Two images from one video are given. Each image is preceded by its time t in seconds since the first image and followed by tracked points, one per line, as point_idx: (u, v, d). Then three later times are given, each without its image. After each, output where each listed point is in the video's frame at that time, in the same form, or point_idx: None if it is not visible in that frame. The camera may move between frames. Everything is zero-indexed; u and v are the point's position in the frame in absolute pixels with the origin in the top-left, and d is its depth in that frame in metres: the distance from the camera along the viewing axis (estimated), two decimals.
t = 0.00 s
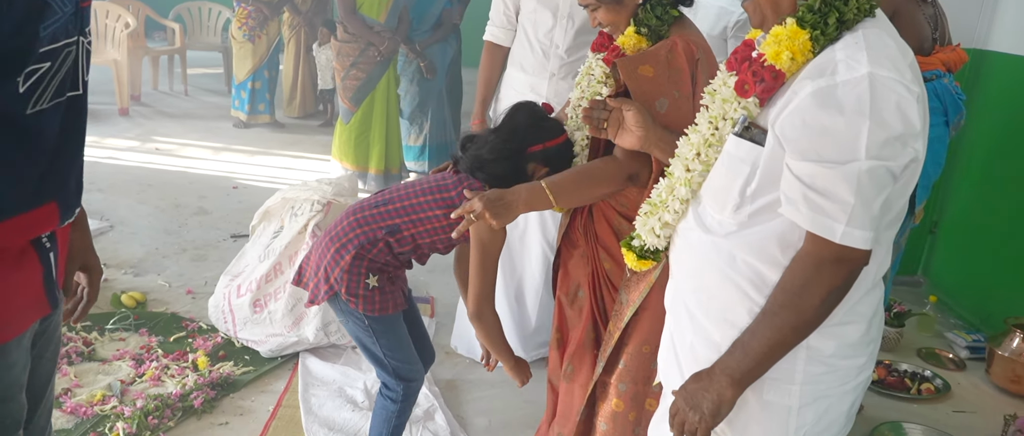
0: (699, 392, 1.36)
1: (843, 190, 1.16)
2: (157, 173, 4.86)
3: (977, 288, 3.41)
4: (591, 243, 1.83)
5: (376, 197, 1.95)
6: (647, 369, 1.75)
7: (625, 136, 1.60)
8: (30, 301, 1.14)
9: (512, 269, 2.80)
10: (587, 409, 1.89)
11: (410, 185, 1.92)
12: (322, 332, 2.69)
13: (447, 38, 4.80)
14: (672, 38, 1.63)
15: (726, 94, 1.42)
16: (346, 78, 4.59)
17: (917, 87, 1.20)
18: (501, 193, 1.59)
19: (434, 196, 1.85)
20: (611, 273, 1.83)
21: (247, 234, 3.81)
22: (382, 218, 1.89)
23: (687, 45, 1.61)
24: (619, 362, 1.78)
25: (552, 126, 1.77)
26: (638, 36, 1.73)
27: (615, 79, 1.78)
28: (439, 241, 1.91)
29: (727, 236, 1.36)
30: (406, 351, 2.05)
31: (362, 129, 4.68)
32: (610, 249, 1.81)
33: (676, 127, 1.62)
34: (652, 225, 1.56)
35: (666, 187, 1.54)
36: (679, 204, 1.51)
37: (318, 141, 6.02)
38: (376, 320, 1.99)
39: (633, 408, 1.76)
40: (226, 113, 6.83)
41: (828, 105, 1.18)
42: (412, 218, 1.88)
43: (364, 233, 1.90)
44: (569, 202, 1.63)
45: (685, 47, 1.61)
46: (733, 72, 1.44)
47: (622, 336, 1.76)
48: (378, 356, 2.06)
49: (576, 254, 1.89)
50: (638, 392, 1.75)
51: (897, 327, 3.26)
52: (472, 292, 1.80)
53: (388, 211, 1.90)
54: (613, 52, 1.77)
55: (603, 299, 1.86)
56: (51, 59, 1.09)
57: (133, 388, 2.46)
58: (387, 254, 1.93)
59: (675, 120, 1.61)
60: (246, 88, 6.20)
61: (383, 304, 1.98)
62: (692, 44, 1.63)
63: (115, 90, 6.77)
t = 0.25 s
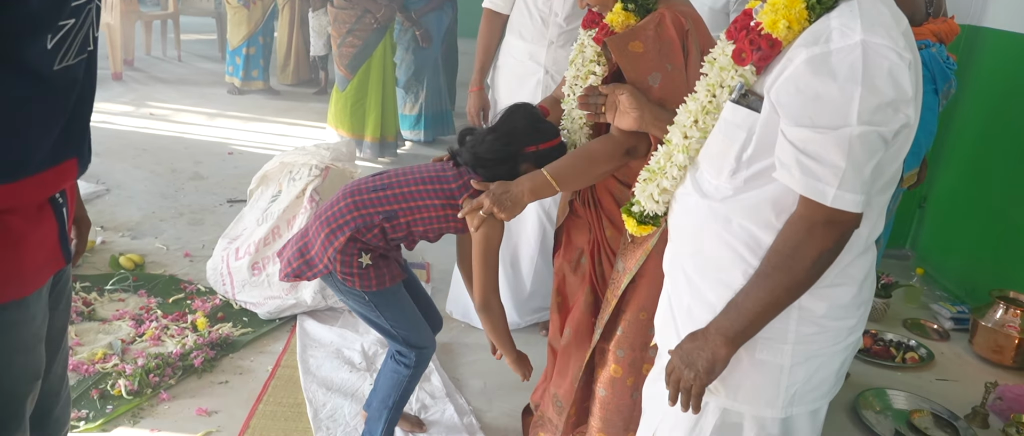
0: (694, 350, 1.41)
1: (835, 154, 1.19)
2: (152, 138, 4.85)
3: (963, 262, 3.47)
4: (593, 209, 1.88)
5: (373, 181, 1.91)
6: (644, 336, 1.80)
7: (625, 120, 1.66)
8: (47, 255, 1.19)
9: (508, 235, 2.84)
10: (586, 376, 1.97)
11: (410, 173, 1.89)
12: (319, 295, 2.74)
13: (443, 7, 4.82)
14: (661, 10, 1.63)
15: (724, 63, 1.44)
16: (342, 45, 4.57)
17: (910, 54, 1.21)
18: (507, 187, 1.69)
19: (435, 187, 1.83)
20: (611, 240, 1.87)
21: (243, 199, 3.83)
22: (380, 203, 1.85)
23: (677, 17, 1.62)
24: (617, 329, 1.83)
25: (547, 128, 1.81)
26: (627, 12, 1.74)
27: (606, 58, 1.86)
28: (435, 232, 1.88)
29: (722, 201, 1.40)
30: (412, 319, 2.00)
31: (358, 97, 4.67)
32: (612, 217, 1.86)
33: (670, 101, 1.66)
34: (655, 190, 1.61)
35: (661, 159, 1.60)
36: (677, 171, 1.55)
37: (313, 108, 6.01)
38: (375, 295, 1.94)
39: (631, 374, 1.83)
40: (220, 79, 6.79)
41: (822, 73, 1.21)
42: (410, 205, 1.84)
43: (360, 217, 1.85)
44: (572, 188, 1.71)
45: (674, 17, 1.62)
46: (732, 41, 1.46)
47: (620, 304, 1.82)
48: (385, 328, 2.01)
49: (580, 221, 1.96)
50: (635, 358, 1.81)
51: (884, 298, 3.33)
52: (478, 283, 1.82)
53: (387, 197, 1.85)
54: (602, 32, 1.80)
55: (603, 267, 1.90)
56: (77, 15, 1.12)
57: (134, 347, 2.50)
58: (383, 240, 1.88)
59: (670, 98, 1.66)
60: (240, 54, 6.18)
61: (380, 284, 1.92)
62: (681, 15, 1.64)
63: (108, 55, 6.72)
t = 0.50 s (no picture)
0: (693, 313, 1.42)
1: (831, 120, 1.20)
2: (154, 102, 4.86)
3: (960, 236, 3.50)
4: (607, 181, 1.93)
5: (369, 177, 1.94)
6: (646, 313, 1.84)
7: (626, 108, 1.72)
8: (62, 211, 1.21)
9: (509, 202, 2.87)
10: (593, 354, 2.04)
11: (404, 166, 1.92)
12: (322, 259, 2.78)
13: None
14: None
15: (724, 31, 1.46)
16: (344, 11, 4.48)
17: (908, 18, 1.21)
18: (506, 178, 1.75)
19: (430, 179, 1.87)
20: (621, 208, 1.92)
21: (246, 164, 3.85)
22: (378, 199, 1.88)
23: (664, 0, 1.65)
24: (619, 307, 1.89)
25: (541, 123, 1.84)
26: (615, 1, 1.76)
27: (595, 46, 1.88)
28: (434, 222, 1.92)
29: (724, 167, 1.42)
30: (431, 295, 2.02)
31: (360, 64, 4.66)
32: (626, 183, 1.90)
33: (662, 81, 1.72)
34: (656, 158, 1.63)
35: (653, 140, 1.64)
36: (679, 138, 1.57)
37: (314, 75, 6.00)
38: (386, 279, 1.97)
39: (635, 350, 1.88)
40: (221, 45, 6.77)
41: (819, 40, 1.21)
42: (407, 200, 1.88)
43: (359, 213, 1.88)
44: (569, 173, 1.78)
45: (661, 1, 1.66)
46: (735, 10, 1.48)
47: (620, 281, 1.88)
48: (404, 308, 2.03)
49: (591, 189, 2.00)
50: (640, 336, 1.86)
51: (879, 270, 3.36)
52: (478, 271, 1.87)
53: (383, 193, 1.89)
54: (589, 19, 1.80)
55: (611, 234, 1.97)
56: None
57: (140, 307, 2.54)
58: (383, 233, 1.92)
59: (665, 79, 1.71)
60: (242, 21, 6.09)
61: (389, 271, 1.96)
62: None
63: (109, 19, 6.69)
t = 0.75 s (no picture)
0: (683, 297, 1.45)
1: (822, 109, 1.22)
2: (150, 88, 4.85)
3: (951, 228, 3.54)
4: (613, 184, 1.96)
5: (360, 196, 1.98)
6: (639, 316, 1.91)
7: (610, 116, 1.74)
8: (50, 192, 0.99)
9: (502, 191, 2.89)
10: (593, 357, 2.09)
11: (394, 185, 1.95)
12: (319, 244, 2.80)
13: None
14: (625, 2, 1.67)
15: (718, 24, 1.47)
16: None
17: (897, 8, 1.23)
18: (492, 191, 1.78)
19: (419, 196, 1.91)
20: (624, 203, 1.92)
21: (242, 151, 3.85)
22: (369, 218, 1.92)
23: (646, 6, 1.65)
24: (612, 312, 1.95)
25: (529, 144, 1.89)
26: (596, 9, 1.75)
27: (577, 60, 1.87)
28: (425, 239, 1.96)
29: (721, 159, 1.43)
30: (432, 302, 2.05)
31: (357, 52, 4.66)
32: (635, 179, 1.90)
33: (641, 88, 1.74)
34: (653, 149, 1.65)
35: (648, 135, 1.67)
36: (674, 130, 1.58)
37: (311, 63, 5.99)
38: (387, 292, 2.01)
39: (631, 354, 1.94)
40: (218, 31, 6.75)
41: (810, 31, 1.22)
42: (397, 218, 1.91)
43: (350, 232, 1.92)
44: (550, 181, 1.82)
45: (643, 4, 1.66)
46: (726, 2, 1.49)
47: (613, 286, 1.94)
48: (412, 315, 2.06)
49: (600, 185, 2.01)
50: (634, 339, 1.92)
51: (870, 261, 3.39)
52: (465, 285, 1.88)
53: (374, 212, 1.93)
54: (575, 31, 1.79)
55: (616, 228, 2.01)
56: None
57: (137, 291, 2.55)
58: (375, 251, 1.96)
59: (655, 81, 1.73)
60: (239, 6, 6.09)
61: (384, 286, 2.00)
62: None
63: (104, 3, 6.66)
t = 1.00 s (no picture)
0: (676, 297, 1.43)
1: (816, 116, 1.23)
2: (151, 87, 4.86)
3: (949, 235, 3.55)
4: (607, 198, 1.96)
5: (361, 227, 2.04)
6: (633, 331, 1.93)
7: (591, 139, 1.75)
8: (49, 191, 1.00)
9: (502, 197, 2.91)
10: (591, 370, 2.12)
11: (391, 215, 2.01)
12: (318, 244, 2.81)
13: None
14: (611, 21, 1.68)
15: (712, 39, 1.47)
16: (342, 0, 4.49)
17: (886, 13, 1.23)
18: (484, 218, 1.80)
19: (415, 226, 1.96)
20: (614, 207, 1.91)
21: (243, 151, 3.86)
22: (367, 248, 1.98)
23: (631, 26, 1.66)
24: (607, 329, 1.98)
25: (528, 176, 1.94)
26: (584, 29, 1.77)
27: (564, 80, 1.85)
28: (423, 266, 2.01)
29: (721, 169, 1.44)
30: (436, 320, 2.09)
31: (358, 53, 4.67)
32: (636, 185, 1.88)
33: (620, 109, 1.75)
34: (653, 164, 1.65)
35: (648, 151, 1.66)
36: (673, 144, 1.59)
37: (312, 63, 6.00)
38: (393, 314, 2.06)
39: (627, 367, 1.97)
40: (220, 31, 6.77)
41: (800, 40, 1.24)
42: (394, 247, 1.97)
43: (349, 262, 1.98)
44: (543, 203, 1.83)
45: (629, 22, 1.67)
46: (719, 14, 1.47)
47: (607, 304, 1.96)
48: (426, 331, 2.10)
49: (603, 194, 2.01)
50: (630, 351, 1.95)
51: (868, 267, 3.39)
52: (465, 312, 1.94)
53: (372, 241, 1.99)
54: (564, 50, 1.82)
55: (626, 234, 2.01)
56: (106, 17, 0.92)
57: (137, 289, 2.56)
58: (375, 278, 2.01)
59: (645, 99, 1.74)
60: (241, 7, 6.10)
61: (387, 309, 2.05)
62: (642, 16, 1.68)
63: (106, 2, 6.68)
